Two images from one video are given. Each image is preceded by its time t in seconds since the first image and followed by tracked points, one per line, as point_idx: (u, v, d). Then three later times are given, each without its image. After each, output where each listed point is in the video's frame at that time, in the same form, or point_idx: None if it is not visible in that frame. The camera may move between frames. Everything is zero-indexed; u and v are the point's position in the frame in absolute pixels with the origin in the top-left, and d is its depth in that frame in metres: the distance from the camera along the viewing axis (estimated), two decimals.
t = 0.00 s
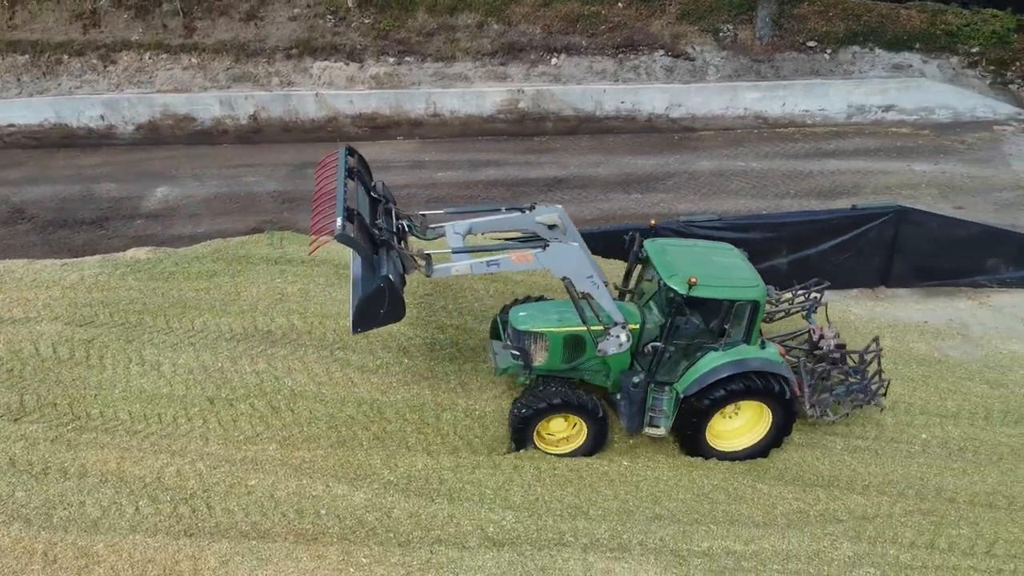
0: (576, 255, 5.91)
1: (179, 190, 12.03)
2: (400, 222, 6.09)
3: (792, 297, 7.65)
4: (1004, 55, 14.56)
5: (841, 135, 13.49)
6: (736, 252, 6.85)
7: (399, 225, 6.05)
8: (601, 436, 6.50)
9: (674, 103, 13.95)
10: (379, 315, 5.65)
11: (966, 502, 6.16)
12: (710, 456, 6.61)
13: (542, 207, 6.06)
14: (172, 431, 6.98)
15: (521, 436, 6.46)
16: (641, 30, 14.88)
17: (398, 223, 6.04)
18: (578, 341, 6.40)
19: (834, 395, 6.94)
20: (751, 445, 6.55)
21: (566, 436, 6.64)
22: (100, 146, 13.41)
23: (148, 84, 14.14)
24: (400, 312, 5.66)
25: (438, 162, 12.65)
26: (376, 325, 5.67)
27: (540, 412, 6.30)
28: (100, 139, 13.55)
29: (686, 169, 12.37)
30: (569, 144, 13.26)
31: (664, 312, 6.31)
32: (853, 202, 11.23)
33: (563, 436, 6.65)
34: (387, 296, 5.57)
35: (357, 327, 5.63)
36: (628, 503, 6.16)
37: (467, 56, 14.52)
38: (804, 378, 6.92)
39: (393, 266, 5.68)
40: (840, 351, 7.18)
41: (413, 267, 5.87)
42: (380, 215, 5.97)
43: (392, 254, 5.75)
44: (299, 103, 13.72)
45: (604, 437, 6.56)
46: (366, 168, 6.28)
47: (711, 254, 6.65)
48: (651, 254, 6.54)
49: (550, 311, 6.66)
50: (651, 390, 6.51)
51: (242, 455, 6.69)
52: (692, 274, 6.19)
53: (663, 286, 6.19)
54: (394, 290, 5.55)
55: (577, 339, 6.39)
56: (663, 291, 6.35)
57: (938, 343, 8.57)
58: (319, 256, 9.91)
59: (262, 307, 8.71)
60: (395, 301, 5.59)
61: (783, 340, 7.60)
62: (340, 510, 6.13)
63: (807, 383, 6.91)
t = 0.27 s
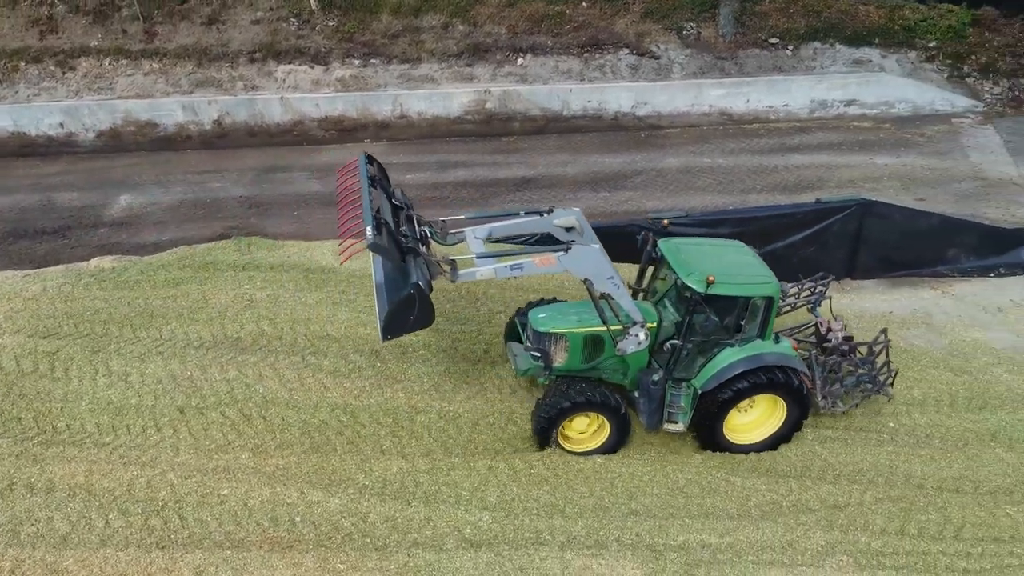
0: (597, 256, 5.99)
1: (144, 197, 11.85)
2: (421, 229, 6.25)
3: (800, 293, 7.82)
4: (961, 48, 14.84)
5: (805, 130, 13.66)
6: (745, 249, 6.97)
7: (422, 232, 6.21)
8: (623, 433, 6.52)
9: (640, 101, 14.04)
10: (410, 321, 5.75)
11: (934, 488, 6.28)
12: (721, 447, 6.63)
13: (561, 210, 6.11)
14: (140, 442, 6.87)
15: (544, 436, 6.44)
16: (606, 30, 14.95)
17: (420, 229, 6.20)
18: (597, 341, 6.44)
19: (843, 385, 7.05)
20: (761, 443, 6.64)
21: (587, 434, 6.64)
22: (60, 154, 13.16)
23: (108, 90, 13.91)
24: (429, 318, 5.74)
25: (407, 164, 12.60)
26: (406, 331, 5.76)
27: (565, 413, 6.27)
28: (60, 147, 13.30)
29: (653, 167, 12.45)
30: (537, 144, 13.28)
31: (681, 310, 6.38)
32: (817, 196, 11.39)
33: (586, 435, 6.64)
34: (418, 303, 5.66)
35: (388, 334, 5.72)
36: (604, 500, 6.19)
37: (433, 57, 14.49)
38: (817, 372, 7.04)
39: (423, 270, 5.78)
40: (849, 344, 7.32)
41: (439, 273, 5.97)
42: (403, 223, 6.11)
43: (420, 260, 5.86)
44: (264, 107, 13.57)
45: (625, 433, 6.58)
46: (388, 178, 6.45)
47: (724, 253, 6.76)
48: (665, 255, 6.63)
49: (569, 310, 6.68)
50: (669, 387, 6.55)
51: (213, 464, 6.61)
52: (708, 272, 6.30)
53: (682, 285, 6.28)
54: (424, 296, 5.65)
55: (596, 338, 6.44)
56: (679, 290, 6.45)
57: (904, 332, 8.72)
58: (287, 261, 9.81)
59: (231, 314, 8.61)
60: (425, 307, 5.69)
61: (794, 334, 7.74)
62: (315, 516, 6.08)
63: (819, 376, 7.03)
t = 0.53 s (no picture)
0: (615, 255, 6.05)
1: (106, 205, 11.65)
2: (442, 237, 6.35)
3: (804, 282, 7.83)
4: (918, 43, 15.12)
5: (768, 126, 13.82)
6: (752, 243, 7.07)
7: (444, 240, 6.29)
8: (643, 427, 6.59)
9: (606, 100, 14.13)
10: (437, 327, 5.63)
11: (902, 475, 6.39)
12: (733, 437, 6.68)
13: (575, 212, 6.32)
14: (108, 455, 6.75)
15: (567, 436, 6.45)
16: (571, 29, 15.02)
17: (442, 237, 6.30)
18: (614, 340, 6.51)
19: (851, 373, 7.17)
20: (771, 435, 6.74)
21: (606, 430, 6.68)
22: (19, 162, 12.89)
23: (67, 97, 13.64)
24: (456, 323, 5.62)
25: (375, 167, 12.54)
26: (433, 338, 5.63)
27: (588, 413, 6.29)
28: (18, 155, 13.02)
29: (621, 165, 12.52)
30: (505, 144, 13.29)
31: (695, 306, 6.52)
32: (782, 191, 11.54)
33: (606, 431, 6.67)
34: (444, 307, 5.58)
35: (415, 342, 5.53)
36: (579, 498, 6.21)
37: (398, 59, 14.43)
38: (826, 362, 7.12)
39: (448, 269, 5.85)
40: (854, 332, 7.39)
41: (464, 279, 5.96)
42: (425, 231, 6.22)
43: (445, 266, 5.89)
44: (227, 111, 13.43)
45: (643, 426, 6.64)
46: (407, 195, 6.64)
47: (732, 246, 6.85)
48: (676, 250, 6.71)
49: (585, 310, 6.75)
50: (685, 382, 6.63)
51: (184, 474, 6.51)
52: (721, 266, 6.40)
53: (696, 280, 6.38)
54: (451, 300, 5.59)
55: (613, 337, 6.51)
56: (691, 286, 6.57)
57: (869, 323, 8.86)
58: (255, 267, 9.71)
59: (198, 322, 8.50)
60: (452, 310, 5.61)
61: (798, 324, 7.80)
62: (290, 524, 6.03)
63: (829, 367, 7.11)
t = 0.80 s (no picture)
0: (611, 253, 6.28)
1: (43, 221, 11.31)
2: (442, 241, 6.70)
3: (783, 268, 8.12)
4: (852, 35, 15.51)
5: (711, 120, 14.04)
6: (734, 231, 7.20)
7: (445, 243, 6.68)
8: (643, 419, 6.67)
9: (551, 99, 14.21)
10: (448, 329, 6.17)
11: (850, 456, 6.54)
12: (726, 419, 6.85)
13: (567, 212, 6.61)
14: (53, 478, 6.54)
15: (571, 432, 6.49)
16: (514, 29, 15.06)
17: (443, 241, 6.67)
18: (611, 334, 6.61)
19: (834, 352, 7.47)
20: (762, 416, 6.97)
21: (606, 425, 6.72)
22: None
23: None
24: (465, 324, 6.15)
25: (321, 173, 12.40)
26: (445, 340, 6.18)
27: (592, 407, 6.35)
28: None
29: (568, 163, 12.60)
30: (452, 145, 13.26)
31: (686, 297, 6.61)
32: (726, 183, 11.73)
33: (606, 426, 6.72)
34: (452, 310, 6.11)
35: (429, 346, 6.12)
36: (538, 495, 6.22)
37: (342, 62, 14.30)
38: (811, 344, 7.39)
39: (453, 273, 6.28)
40: (834, 314, 7.71)
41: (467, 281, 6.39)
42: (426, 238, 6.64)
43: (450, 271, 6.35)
44: (167, 121, 13.19)
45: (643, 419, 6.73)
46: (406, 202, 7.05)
47: (717, 235, 6.97)
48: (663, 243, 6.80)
49: (580, 305, 6.81)
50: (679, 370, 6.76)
51: (134, 494, 6.34)
52: (711, 257, 6.52)
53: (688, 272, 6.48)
54: (457, 304, 6.11)
55: (610, 331, 6.60)
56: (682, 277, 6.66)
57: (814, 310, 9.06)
58: (201, 277, 9.51)
59: (143, 336, 8.29)
60: (459, 313, 6.12)
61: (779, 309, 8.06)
62: (245, 538, 5.92)
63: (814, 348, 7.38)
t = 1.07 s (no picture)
0: (579, 244, 6.35)
1: None
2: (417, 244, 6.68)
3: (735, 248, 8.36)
4: (755, 26, 16.00)
5: (627, 114, 14.28)
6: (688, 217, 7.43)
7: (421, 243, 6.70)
8: (619, 406, 6.74)
9: (468, 100, 14.23)
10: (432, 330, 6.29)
11: (778, 432, 6.76)
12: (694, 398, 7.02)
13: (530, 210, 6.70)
14: None
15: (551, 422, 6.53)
16: (426, 31, 14.99)
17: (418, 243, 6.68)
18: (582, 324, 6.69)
19: (788, 325, 7.69)
20: (727, 393, 7.15)
21: (585, 413, 6.77)
22: None
23: None
24: (447, 322, 6.26)
25: (238, 184, 12.10)
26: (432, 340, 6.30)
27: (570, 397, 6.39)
28: None
29: (489, 162, 12.62)
30: (372, 150, 13.13)
31: (649, 283, 6.80)
32: (644, 175, 11.96)
33: (585, 414, 6.76)
34: (434, 312, 6.20)
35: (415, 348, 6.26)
36: (479, 495, 6.22)
37: (252, 71, 13.98)
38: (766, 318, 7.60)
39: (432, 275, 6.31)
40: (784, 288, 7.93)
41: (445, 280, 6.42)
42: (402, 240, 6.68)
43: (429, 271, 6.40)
44: (70, 138, 12.63)
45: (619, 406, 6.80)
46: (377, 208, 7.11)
47: (673, 222, 7.18)
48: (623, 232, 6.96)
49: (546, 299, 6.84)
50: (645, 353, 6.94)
51: (57, 530, 6.06)
52: (671, 243, 6.71)
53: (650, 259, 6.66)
54: (438, 304, 6.19)
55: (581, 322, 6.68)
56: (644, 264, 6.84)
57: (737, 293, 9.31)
58: (116, 299, 9.14)
59: (57, 364, 7.92)
60: (440, 313, 6.22)
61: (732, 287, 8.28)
62: (180, 566, 5.74)
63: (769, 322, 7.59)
